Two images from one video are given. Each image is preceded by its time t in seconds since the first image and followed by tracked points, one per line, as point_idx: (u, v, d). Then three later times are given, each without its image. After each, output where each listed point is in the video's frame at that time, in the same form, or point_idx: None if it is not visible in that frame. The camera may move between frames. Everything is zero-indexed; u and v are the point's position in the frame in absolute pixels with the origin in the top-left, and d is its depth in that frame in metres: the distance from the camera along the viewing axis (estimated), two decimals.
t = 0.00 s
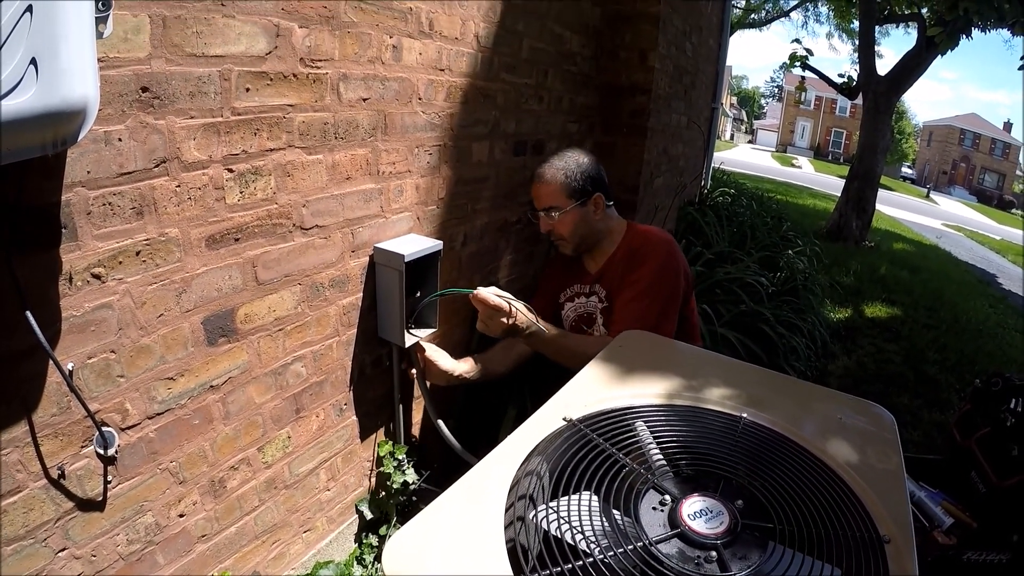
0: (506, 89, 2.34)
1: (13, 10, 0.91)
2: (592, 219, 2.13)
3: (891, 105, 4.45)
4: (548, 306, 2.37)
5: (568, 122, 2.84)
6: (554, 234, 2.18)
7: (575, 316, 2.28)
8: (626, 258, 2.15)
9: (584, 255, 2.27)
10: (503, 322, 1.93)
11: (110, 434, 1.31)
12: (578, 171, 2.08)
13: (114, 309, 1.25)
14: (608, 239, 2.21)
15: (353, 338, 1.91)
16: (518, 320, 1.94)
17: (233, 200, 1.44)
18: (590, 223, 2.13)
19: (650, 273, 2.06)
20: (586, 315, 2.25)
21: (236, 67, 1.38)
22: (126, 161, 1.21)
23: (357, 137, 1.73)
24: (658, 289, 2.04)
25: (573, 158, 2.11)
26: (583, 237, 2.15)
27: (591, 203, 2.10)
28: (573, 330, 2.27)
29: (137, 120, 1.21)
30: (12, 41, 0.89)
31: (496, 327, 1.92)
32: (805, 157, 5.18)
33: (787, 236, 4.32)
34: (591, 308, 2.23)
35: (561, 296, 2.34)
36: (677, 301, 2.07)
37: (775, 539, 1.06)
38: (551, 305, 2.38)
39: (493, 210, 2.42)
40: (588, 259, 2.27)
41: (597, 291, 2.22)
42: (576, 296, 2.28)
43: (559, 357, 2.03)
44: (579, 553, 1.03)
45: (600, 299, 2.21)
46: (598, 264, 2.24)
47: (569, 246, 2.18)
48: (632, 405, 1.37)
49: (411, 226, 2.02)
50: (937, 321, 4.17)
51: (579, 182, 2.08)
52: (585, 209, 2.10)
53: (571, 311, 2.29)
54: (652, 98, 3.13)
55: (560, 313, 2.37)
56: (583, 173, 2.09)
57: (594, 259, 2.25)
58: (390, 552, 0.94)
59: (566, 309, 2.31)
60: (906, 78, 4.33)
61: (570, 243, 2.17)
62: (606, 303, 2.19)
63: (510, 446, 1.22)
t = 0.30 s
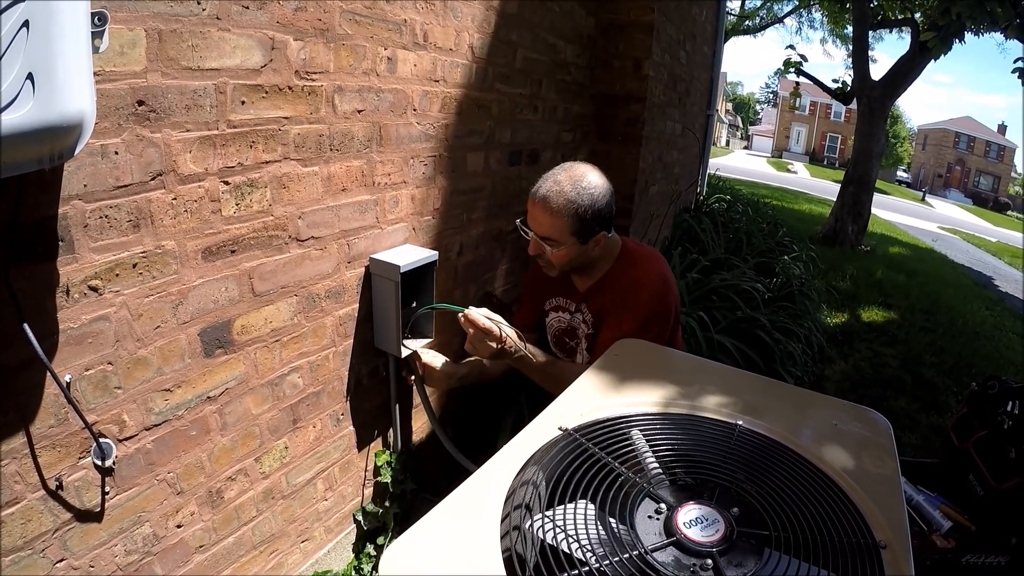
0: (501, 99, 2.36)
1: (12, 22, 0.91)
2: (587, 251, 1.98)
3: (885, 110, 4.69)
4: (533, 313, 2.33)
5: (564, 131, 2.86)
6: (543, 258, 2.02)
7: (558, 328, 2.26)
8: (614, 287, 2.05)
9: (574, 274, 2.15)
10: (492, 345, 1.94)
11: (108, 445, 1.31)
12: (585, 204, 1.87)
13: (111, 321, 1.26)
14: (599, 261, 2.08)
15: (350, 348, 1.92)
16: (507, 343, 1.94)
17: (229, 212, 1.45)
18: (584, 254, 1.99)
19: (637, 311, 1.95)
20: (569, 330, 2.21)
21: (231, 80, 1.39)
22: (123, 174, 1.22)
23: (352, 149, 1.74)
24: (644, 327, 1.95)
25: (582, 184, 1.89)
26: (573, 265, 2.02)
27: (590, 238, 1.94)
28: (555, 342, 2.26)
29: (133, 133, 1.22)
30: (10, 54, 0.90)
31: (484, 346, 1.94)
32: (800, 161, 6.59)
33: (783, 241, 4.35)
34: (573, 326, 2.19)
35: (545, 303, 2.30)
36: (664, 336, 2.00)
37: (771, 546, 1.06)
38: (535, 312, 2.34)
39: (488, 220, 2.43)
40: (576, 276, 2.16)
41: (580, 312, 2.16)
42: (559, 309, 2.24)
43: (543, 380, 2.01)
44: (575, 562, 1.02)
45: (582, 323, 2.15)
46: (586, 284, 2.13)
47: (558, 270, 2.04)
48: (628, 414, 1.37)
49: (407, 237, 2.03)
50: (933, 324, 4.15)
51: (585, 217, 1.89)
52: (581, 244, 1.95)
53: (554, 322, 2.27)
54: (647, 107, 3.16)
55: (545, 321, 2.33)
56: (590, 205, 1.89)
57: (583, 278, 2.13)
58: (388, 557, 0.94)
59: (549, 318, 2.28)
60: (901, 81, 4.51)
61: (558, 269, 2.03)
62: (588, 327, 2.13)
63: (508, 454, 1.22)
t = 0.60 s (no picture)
0: (501, 100, 2.36)
1: (10, 20, 0.86)
2: (575, 271, 1.91)
3: (885, 110, 4.70)
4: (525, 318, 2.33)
5: (563, 133, 2.86)
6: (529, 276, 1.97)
7: (550, 335, 2.26)
8: (606, 303, 2.02)
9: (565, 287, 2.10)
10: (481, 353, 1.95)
11: (109, 447, 1.31)
12: (573, 225, 1.78)
13: (112, 323, 1.26)
14: (592, 276, 2.02)
15: (351, 349, 1.92)
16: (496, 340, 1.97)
17: (230, 214, 1.45)
18: (572, 273, 1.92)
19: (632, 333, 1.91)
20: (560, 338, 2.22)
21: (231, 82, 1.39)
22: (123, 176, 1.22)
23: (353, 150, 1.75)
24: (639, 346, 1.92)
25: (571, 205, 1.79)
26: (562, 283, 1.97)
27: (577, 259, 1.85)
28: (547, 350, 2.28)
29: (134, 135, 1.22)
30: (9, 56, 0.86)
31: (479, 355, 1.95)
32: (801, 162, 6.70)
33: (783, 242, 4.35)
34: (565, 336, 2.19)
35: (536, 309, 2.29)
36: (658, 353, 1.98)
37: (773, 546, 1.05)
38: (527, 317, 2.34)
39: (489, 221, 2.43)
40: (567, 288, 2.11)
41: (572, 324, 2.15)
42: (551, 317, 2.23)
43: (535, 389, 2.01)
44: (576, 563, 1.02)
45: (574, 335, 2.15)
46: (577, 297, 2.09)
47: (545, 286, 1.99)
48: (629, 414, 1.37)
49: (407, 238, 2.03)
50: (933, 324, 4.17)
51: (572, 238, 1.80)
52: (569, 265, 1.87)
53: (546, 329, 2.27)
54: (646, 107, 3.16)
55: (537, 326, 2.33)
56: (578, 226, 1.79)
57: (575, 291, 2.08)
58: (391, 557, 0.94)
59: (541, 324, 2.28)
60: (902, 80, 4.50)
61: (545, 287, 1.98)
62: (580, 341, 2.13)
63: (510, 456, 1.22)
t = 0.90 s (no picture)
0: (505, 102, 2.36)
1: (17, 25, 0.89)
2: (567, 279, 1.91)
3: (888, 113, 4.68)
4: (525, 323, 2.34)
5: (567, 135, 2.87)
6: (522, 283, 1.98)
7: (550, 339, 2.26)
8: (606, 310, 2.01)
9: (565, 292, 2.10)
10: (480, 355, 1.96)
11: (113, 447, 1.32)
12: (559, 235, 1.78)
13: (116, 323, 1.26)
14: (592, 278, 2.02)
15: (354, 351, 1.92)
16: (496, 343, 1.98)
17: (234, 215, 1.45)
18: (565, 281, 1.92)
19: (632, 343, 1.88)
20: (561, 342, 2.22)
21: (237, 84, 1.40)
22: (128, 177, 1.22)
23: (356, 152, 1.75)
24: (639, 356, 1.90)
25: (558, 214, 1.78)
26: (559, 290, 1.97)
27: (568, 268, 1.85)
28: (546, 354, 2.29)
29: (139, 136, 1.23)
30: (12, 61, 0.88)
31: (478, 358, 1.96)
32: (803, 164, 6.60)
33: (786, 244, 4.35)
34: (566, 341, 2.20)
35: (535, 314, 2.30)
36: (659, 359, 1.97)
37: (776, 548, 1.05)
38: (527, 321, 2.35)
39: (492, 223, 2.44)
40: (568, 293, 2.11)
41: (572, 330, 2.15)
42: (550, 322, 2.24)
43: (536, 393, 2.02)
44: (579, 564, 1.02)
45: (575, 340, 2.16)
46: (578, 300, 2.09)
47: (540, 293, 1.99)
48: (632, 417, 1.37)
49: (411, 240, 2.03)
50: (936, 327, 4.16)
51: (560, 248, 1.80)
52: (561, 274, 1.87)
53: (546, 333, 2.27)
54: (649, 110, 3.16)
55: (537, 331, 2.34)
56: (566, 236, 1.78)
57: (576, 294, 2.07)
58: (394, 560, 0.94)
59: (540, 329, 2.29)
60: (904, 84, 4.49)
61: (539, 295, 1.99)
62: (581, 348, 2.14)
63: (512, 458, 1.22)
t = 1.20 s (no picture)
0: (506, 105, 2.36)
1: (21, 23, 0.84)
2: (575, 272, 1.91)
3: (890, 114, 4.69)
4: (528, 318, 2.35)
5: (568, 138, 2.87)
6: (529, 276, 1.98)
7: (551, 337, 2.27)
8: (609, 311, 2.01)
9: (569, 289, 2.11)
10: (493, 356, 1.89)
11: (116, 449, 1.32)
12: (568, 226, 1.78)
13: (119, 327, 1.27)
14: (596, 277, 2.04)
15: (356, 354, 1.92)
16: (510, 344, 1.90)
17: (237, 218, 1.46)
18: (572, 275, 1.92)
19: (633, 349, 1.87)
20: (562, 340, 2.22)
21: (239, 88, 1.40)
22: (131, 181, 1.23)
23: (358, 156, 1.75)
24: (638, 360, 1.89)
25: (567, 205, 1.80)
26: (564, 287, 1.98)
27: (577, 260, 1.85)
28: (547, 351, 2.29)
29: (142, 140, 1.23)
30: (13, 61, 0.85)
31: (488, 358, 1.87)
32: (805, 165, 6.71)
33: (788, 246, 4.34)
34: (567, 339, 2.20)
35: (538, 309, 2.31)
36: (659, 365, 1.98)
37: (777, 550, 1.05)
38: (530, 316, 2.36)
39: (494, 226, 2.44)
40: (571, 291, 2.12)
41: (574, 328, 2.15)
42: (552, 318, 2.24)
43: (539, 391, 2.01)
44: (581, 567, 1.02)
45: (576, 339, 2.16)
46: (580, 299, 2.10)
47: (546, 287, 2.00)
48: (633, 419, 1.37)
49: (413, 243, 2.04)
50: (939, 328, 4.15)
51: (569, 238, 1.80)
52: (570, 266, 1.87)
53: (547, 330, 2.28)
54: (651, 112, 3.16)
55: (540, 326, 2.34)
56: (575, 227, 1.79)
57: (578, 293, 2.09)
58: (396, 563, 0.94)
59: (542, 324, 2.30)
60: (906, 85, 4.52)
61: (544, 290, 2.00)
62: (582, 346, 2.14)
63: (514, 461, 1.22)
